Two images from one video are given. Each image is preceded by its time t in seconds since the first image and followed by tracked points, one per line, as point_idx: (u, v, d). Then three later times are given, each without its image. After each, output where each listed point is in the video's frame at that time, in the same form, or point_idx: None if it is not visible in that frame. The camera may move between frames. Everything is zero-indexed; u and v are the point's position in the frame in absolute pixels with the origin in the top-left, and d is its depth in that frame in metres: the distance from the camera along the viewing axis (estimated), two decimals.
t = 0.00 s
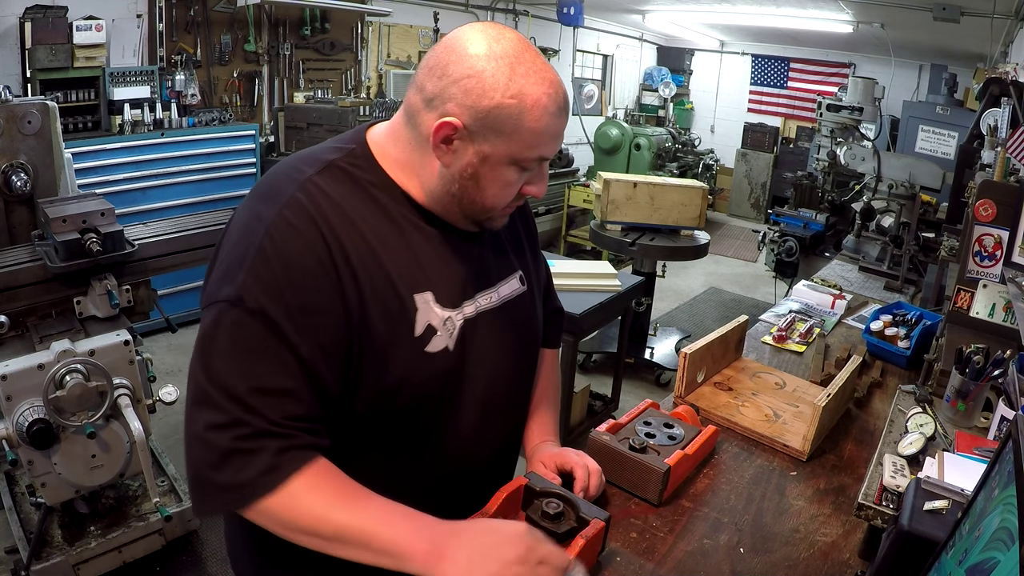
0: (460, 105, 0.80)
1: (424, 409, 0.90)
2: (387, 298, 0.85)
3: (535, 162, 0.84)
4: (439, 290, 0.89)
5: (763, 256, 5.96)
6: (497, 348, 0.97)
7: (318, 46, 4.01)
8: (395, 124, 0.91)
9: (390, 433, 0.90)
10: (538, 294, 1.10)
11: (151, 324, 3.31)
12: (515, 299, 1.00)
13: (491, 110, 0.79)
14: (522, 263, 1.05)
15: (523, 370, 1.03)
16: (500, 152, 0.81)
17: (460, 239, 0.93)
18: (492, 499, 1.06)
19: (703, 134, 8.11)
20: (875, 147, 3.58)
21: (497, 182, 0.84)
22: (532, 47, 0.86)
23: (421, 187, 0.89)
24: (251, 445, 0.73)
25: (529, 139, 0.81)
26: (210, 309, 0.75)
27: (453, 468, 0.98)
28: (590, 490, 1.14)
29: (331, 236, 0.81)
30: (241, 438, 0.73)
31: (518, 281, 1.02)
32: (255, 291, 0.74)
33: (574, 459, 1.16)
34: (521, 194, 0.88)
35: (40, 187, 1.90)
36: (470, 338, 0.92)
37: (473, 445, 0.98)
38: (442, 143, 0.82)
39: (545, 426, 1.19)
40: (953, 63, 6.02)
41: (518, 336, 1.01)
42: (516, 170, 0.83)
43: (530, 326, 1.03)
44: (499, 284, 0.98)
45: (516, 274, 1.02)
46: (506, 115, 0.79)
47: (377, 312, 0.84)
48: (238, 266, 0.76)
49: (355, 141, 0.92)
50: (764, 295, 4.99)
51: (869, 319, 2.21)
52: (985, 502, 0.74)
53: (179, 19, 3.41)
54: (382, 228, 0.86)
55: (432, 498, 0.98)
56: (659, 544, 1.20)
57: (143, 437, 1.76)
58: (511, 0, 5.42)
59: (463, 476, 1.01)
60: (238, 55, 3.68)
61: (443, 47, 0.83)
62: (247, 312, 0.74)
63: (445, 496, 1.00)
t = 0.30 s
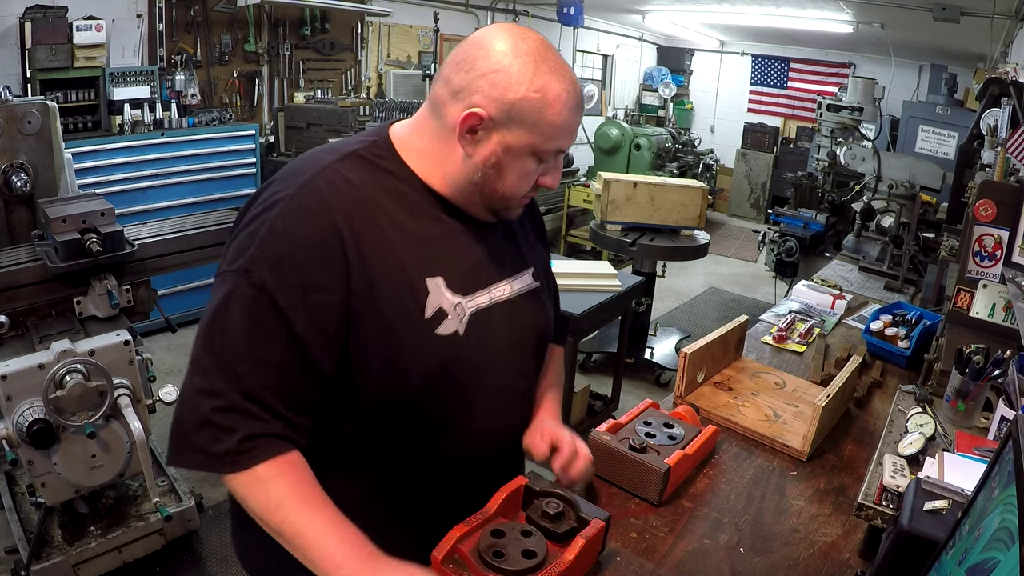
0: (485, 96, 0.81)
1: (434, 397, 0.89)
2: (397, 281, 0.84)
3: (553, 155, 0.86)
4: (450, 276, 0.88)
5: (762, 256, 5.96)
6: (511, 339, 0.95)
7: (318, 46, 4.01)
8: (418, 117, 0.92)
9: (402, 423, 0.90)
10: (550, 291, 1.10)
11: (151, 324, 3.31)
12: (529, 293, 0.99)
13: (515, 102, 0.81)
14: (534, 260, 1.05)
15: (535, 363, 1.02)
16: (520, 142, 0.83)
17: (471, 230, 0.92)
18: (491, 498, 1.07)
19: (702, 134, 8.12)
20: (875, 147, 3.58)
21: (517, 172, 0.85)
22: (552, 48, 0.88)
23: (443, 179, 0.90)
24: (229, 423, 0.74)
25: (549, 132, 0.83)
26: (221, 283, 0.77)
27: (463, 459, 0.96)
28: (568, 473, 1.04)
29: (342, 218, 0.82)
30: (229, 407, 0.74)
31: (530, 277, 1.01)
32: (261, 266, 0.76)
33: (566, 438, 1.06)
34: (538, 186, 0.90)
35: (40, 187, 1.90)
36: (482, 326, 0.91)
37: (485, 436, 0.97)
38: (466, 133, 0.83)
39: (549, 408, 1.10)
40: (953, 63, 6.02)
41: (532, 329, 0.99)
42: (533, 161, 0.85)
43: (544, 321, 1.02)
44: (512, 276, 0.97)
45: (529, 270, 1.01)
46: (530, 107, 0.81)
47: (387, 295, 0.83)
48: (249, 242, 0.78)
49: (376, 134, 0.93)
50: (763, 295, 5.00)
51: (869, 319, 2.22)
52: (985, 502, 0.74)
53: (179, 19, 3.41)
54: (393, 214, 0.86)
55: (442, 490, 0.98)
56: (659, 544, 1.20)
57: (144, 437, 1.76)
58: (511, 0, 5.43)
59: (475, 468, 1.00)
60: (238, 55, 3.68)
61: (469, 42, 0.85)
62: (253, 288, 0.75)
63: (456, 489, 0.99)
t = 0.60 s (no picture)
0: (499, 92, 0.83)
1: (448, 373, 0.90)
2: (411, 256, 0.86)
3: (561, 156, 0.87)
4: (463, 256, 0.90)
5: (763, 257, 5.95)
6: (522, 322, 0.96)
7: (318, 46, 4.01)
8: (440, 110, 0.94)
9: (417, 403, 0.91)
10: (563, 283, 1.11)
11: (151, 324, 3.31)
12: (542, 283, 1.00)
13: (527, 101, 0.83)
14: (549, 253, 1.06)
15: (548, 351, 1.03)
16: (529, 140, 0.84)
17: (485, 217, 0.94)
18: (492, 498, 1.05)
19: (703, 134, 8.12)
20: (875, 147, 3.58)
21: (524, 169, 0.87)
22: (570, 48, 0.90)
23: (459, 166, 0.91)
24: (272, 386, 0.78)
25: (558, 131, 0.84)
26: (250, 255, 0.81)
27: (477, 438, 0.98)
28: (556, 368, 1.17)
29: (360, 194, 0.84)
30: (258, 373, 0.78)
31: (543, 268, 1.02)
32: (285, 236, 0.80)
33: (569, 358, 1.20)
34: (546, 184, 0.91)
35: (40, 187, 1.90)
36: (494, 306, 0.92)
37: (498, 416, 0.98)
38: (479, 127, 0.85)
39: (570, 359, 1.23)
40: (953, 63, 6.02)
41: (542, 314, 0.99)
42: (540, 159, 0.86)
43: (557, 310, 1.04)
44: (527, 266, 0.98)
45: (540, 262, 1.02)
46: (540, 106, 0.83)
47: (403, 270, 0.85)
48: (273, 217, 0.82)
49: (398, 126, 0.95)
50: (764, 295, 4.99)
51: (869, 319, 2.22)
52: (985, 502, 0.74)
53: (179, 19, 3.41)
54: (409, 194, 0.88)
55: (455, 475, 0.99)
56: (659, 544, 1.20)
57: (144, 437, 1.76)
58: None
59: (489, 451, 1.01)
60: (238, 55, 3.68)
61: (488, 39, 0.87)
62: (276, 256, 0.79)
63: (469, 473, 1.01)
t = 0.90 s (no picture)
0: (494, 70, 0.85)
1: (457, 369, 0.90)
2: (420, 252, 0.86)
3: (541, 142, 0.83)
4: (472, 254, 0.90)
5: (763, 257, 5.96)
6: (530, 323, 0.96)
7: (318, 46, 4.01)
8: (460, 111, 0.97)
9: (426, 399, 0.91)
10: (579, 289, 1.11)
11: (151, 324, 3.31)
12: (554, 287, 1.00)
13: (513, 76, 0.83)
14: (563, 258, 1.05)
15: (556, 353, 1.03)
16: (509, 114, 0.82)
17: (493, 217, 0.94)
18: (492, 499, 1.05)
19: (703, 134, 8.12)
20: (875, 147, 3.58)
21: (502, 147, 0.84)
22: (588, 59, 0.89)
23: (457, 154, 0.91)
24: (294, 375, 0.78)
25: (538, 109, 0.81)
26: (263, 250, 0.81)
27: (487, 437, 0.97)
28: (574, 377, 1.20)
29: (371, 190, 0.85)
30: (270, 363, 0.77)
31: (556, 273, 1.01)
32: (298, 228, 0.80)
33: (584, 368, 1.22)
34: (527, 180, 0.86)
35: (40, 187, 1.90)
36: (502, 304, 0.92)
37: (506, 415, 0.98)
38: (471, 102, 0.87)
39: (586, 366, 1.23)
40: (953, 63, 6.01)
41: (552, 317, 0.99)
42: (518, 139, 0.83)
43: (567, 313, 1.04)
44: (537, 268, 0.98)
45: (554, 267, 1.01)
46: (524, 82, 0.82)
47: (412, 265, 0.86)
48: (286, 209, 0.83)
49: (413, 126, 0.97)
50: (764, 295, 4.99)
51: (869, 319, 2.22)
52: (985, 502, 0.74)
53: (179, 19, 3.41)
54: (419, 192, 0.89)
55: (462, 473, 0.99)
56: (659, 544, 1.20)
57: (144, 437, 1.76)
58: None
59: (497, 450, 1.01)
60: (238, 55, 3.68)
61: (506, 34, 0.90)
62: (288, 247, 0.79)
63: (475, 472, 1.00)
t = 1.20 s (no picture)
0: (481, 74, 0.84)
1: (440, 393, 0.89)
2: (402, 278, 0.85)
3: (530, 149, 0.82)
4: (457, 276, 0.89)
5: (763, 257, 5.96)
6: (517, 343, 0.95)
7: (318, 46, 4.00)
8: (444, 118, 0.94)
9: (408, 420, 0.90)
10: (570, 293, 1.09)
11: (151, 324, 3.31)
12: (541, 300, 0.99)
13: (501, 80, 0.82)
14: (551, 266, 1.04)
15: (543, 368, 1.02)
16: (497, 121, 0.81)
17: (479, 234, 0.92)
18: (491, 498, 1.05)
19: (702, 135, 8.12)
20: (875, 147, 3.57)
21: (489, 155, 0.82)
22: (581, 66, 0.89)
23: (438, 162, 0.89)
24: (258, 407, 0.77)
25: (527, 116, 0.80)
26: (236, 275, 0.79)
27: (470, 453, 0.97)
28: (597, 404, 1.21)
29: (353, 213, 0.83)
30: (242, 396, 0.76)
31: (543, 284, 1.00)
32: (272, 256, 0.78)
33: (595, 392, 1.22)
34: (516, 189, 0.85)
35: (40, 187, 1.90)
36: (489, 325, 0.91)
37: (491, 433, 0.97)
38: (457, 107, 0.85)
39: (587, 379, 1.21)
40: (953, 63, 6.01)
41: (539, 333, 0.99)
42: (506, 146, 0.82)
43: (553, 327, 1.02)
44: (525, 282, 0.97)
45: (543, 277, 1.01)
46: (511, 87, 0.81)
47: (394, 291, 0.84)
48: (262, 232, 0.80)
49: (398, 133, 0.93)
50: (763, 295, 4.99)
51: (869, 319, 2.22)
52: (985, 502, 0.74)
53: (179, 19, 3.41)
54: (403, 212, 0.86)
55: (445, 488, 0.98)
56: (659, 544, 1.20)
57: (144, 437, 1.76)
58: None
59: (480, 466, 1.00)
60: (238, 55, 3.68)
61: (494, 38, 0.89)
62: (262, 276, 0.77)
63: (459, 485, 1.00)
